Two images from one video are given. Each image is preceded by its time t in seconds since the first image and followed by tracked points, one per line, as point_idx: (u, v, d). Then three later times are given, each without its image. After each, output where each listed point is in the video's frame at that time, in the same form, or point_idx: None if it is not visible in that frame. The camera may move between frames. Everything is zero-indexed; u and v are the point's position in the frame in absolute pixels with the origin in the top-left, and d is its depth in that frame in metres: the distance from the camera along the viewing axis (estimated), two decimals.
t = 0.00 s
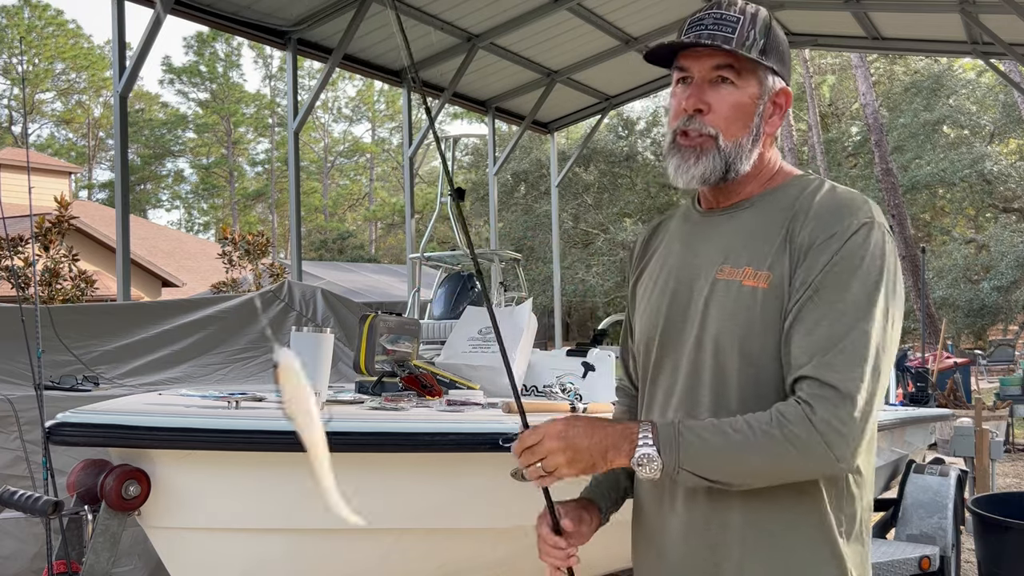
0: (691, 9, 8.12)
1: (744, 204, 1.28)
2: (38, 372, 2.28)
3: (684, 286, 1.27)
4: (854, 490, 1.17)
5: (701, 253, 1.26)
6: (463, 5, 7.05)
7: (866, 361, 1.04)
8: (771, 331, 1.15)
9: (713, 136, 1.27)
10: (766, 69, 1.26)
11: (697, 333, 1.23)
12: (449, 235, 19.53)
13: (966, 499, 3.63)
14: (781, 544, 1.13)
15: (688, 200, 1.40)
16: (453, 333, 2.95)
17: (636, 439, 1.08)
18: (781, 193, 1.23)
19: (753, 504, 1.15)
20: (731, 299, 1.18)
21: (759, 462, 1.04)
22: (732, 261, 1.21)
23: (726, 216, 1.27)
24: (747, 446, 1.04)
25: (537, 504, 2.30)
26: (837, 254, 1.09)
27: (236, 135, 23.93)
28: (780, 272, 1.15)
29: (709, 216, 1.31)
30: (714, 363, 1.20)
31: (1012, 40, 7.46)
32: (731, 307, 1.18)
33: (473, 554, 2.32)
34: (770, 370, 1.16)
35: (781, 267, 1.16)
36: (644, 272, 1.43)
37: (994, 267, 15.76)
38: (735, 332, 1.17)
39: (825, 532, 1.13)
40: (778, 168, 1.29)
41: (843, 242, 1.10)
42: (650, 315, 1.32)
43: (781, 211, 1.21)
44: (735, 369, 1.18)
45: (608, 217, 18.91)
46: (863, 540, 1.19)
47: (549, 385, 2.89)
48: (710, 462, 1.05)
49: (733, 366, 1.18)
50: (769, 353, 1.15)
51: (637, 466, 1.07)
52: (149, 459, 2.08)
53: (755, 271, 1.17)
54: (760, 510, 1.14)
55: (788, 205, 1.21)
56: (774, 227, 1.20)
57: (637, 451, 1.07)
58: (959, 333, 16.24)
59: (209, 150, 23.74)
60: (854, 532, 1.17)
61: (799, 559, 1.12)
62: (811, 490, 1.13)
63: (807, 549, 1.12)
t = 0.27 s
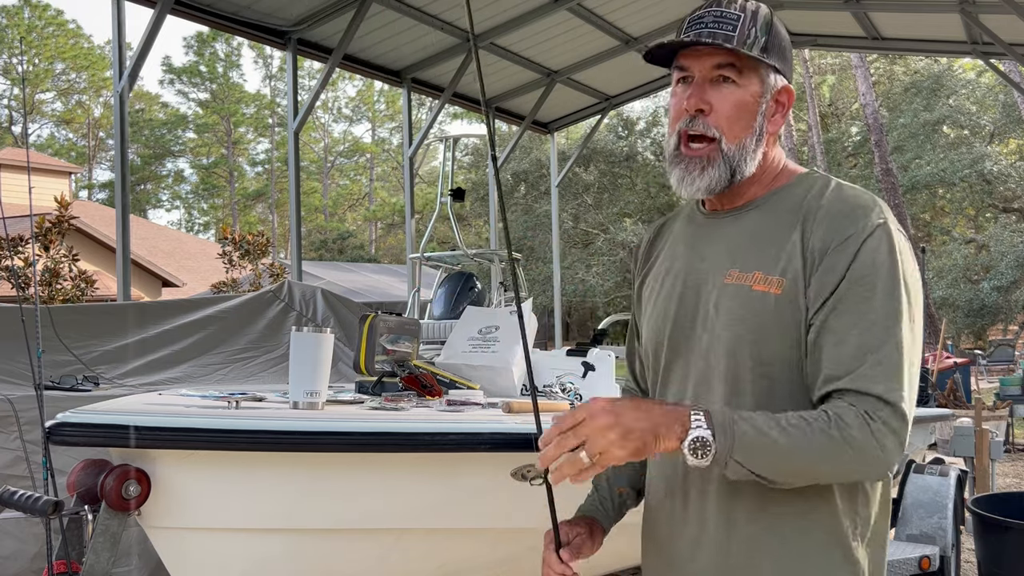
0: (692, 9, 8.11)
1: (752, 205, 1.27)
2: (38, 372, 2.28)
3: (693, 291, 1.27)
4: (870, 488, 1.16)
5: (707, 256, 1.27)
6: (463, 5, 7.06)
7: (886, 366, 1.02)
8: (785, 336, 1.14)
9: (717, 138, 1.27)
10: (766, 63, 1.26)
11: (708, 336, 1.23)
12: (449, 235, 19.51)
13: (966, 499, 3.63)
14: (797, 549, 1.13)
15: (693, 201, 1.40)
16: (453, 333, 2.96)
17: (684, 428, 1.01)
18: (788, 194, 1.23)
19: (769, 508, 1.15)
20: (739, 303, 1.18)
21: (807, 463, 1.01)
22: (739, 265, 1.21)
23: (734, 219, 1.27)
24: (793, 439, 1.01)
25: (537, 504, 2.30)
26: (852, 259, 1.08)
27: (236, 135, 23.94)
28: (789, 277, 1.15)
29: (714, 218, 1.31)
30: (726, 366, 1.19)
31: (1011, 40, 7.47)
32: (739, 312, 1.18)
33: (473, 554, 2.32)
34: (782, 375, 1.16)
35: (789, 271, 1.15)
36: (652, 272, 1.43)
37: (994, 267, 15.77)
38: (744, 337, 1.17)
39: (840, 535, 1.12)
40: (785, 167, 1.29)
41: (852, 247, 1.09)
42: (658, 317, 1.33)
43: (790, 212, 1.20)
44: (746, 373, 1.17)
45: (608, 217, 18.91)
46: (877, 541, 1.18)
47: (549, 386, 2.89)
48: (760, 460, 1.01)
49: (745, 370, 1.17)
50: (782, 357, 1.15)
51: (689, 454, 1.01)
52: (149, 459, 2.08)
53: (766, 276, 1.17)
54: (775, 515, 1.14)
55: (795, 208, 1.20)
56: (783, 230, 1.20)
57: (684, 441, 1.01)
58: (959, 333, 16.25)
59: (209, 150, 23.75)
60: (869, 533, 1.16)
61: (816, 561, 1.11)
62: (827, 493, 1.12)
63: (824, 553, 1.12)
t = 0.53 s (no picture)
0: (692, 9, 8.11)
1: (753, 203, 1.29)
2: (38, 372, 2.28)
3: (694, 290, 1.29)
4: (870, 477, 1.17)
5: (706, 253, 1.28)
6: (463, 6, 7.06)
7: (886, 347, 1.01)
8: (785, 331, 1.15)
9: (718, 137, 1.27)
10: (766, 64, 1.27)
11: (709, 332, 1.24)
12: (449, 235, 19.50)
13: (966, 499, 3.63)
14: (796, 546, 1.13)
15: (694, 203, 1.42)
16: (453, 333, 2.97)
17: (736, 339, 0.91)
18: (792, 191, 1.24)
19: (770, 504, 1.15)
20: (738, 302, 1.20)
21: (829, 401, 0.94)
22: (738, 264, 1.23)
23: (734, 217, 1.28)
24: (811, 382, 0.93)
25: (537, 504, 2.30)
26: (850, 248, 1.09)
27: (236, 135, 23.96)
28: (788, 273, 1.17)
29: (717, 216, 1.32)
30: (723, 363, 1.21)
31: (1011, 40, 7.46)
32: (739, 311, 1.20)
33: (473, 554, 2.32)
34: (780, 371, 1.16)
35: (790, 269, 1.17)
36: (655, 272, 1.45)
37: (994, 267, 15.77)
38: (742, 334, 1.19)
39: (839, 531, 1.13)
40: (784, 167, 1.30)
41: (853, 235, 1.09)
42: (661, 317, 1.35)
43: (787, 210, 1.21)
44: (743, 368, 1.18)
45: (608, 217, 18.89)
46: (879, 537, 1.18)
47: (549, 386, 2.87)
48: (799, 395, 0.93)
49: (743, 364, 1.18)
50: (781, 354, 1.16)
51: (726, 368, 0.92)
52: (149, 459, 2.08)
53: (765, 274, 1.19)
54: (773, 511, 1.15)
55: (794, 205, 1.21)
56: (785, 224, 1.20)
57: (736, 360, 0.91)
58: (959, 333, 16.25)
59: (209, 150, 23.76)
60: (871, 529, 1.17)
61: (815, 558, 1.12)
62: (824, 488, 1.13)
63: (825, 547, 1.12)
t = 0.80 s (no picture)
0: (692, 9, 8.10)
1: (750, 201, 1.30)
2: (38, 371, 2.28)
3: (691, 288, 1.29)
4: (863, 467, 1.18)
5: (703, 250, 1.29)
6: (463, 6, 7.06)
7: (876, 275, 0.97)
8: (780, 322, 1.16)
9: (722, 141, 1.26)
10: (764, 66, 1.27)
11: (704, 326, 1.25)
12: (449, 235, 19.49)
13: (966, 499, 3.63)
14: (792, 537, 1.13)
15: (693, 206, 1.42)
16: (453, 333, 2.97)
17: (711, 238, 0.85)
18: (789, 185, 1.25)
19: (766, 496, 1.15)
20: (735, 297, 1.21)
21: (811, 289, 0.87)
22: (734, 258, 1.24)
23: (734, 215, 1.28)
24: (789, 280, 0.87)
25: (537, 504, 2.29)
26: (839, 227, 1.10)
27: (236, 135, 23.98)
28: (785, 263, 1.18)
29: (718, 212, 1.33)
30: (718, 356, 1.21)
31: (1012, 40, 7.46)
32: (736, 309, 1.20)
33: (473, 554, 2.32)
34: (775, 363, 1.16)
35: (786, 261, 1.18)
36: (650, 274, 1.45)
37: (994, 267, 15.78)
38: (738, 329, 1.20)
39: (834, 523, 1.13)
40: (782, 166, 1.32)
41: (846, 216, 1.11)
42: (656, 316, 1.35)
43: (786, 204, 1.23)
44: (737, 359, 1.19)
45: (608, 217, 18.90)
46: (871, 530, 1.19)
47: (549, 386, 2.87)
48: (782, 291, 0.86)
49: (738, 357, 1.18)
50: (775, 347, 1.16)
51: (706, 274, 0.85)
52: (149, 459, 2.08)
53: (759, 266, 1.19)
54: (769, 504, 1.15)
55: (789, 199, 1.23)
56: (780, 214, 1.22)
57: (712, 264, 0.85)
58: (958, 333, 16.27)
59: (209, 150, 23.79)
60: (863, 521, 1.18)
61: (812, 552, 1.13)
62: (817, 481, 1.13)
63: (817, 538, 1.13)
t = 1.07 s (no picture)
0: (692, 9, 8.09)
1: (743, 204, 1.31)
2: (37, 371, 2.28)
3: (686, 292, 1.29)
4: (862, 465, 1.18)
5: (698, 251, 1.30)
6: (462, 6, 7.05)
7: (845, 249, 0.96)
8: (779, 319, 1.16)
9: (715, 146, 1.27)
10: (752, 71, 1.27)
11: (700, 328, 1.25)
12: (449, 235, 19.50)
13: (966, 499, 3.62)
14: (797, 537, 1.13)
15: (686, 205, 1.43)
16: (453, 333, 2.97)
17: (641, 220, 0.86)
18: (781, 188, 1.28)
19: (768, 494, 1.15)
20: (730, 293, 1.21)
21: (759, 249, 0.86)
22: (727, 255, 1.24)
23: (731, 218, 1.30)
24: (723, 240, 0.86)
25: (537, 505, 2.29)
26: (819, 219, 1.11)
27: (236, 135, 23.98)
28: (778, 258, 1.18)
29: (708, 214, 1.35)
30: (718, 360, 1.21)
31: (1012, 40, 7.46)
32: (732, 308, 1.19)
33: (473, 554, 2.31)
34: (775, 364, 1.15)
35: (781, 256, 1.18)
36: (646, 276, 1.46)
37: (994, 267, 15.81)
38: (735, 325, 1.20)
39: (835, 523, 1.12)
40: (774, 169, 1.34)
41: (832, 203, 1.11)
42: (651, 320, 1.35)
43: (780, 204, 1.24)
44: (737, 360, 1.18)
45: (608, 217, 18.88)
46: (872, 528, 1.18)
47: (550, 386, 2.87)
48: (720, 259, 0.86)
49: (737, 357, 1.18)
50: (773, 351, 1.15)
51: (640, 260, 0.87)
52: (149, 459, 2.08)
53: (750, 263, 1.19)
54: (772, 505, 1.14)
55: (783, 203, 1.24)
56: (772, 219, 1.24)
57: (643, 245, 0.86)
58: (958, 333, 16.27)
59: (209, 150, 23.80)
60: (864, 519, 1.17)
61: (815, 550, 1.12)
62: (818, 483, 1.12)
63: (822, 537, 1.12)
